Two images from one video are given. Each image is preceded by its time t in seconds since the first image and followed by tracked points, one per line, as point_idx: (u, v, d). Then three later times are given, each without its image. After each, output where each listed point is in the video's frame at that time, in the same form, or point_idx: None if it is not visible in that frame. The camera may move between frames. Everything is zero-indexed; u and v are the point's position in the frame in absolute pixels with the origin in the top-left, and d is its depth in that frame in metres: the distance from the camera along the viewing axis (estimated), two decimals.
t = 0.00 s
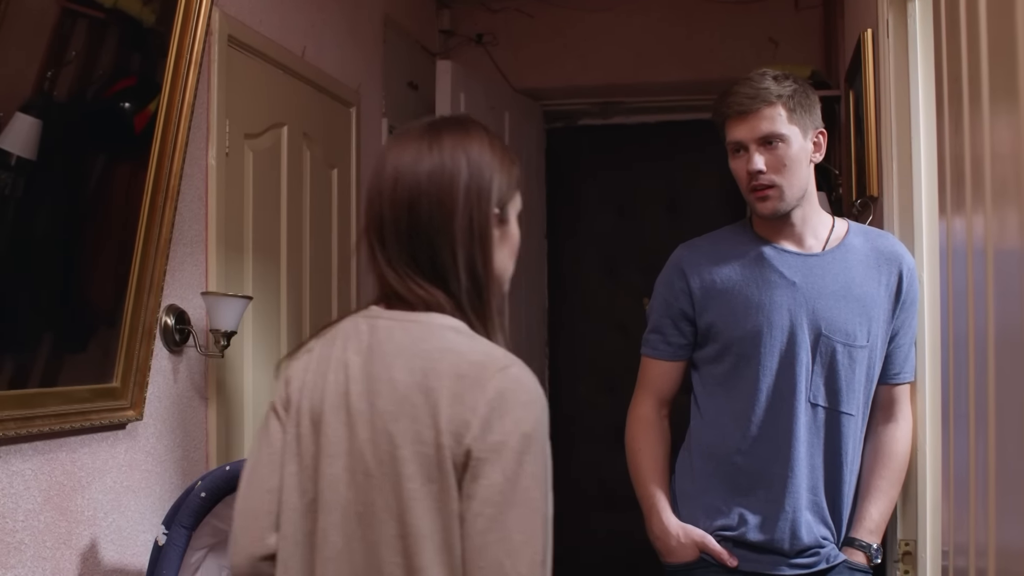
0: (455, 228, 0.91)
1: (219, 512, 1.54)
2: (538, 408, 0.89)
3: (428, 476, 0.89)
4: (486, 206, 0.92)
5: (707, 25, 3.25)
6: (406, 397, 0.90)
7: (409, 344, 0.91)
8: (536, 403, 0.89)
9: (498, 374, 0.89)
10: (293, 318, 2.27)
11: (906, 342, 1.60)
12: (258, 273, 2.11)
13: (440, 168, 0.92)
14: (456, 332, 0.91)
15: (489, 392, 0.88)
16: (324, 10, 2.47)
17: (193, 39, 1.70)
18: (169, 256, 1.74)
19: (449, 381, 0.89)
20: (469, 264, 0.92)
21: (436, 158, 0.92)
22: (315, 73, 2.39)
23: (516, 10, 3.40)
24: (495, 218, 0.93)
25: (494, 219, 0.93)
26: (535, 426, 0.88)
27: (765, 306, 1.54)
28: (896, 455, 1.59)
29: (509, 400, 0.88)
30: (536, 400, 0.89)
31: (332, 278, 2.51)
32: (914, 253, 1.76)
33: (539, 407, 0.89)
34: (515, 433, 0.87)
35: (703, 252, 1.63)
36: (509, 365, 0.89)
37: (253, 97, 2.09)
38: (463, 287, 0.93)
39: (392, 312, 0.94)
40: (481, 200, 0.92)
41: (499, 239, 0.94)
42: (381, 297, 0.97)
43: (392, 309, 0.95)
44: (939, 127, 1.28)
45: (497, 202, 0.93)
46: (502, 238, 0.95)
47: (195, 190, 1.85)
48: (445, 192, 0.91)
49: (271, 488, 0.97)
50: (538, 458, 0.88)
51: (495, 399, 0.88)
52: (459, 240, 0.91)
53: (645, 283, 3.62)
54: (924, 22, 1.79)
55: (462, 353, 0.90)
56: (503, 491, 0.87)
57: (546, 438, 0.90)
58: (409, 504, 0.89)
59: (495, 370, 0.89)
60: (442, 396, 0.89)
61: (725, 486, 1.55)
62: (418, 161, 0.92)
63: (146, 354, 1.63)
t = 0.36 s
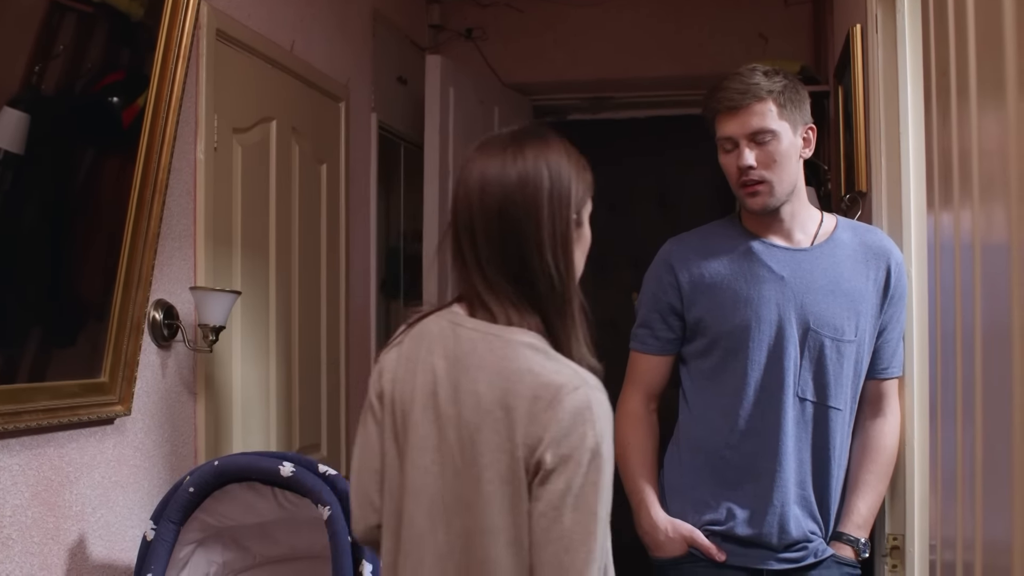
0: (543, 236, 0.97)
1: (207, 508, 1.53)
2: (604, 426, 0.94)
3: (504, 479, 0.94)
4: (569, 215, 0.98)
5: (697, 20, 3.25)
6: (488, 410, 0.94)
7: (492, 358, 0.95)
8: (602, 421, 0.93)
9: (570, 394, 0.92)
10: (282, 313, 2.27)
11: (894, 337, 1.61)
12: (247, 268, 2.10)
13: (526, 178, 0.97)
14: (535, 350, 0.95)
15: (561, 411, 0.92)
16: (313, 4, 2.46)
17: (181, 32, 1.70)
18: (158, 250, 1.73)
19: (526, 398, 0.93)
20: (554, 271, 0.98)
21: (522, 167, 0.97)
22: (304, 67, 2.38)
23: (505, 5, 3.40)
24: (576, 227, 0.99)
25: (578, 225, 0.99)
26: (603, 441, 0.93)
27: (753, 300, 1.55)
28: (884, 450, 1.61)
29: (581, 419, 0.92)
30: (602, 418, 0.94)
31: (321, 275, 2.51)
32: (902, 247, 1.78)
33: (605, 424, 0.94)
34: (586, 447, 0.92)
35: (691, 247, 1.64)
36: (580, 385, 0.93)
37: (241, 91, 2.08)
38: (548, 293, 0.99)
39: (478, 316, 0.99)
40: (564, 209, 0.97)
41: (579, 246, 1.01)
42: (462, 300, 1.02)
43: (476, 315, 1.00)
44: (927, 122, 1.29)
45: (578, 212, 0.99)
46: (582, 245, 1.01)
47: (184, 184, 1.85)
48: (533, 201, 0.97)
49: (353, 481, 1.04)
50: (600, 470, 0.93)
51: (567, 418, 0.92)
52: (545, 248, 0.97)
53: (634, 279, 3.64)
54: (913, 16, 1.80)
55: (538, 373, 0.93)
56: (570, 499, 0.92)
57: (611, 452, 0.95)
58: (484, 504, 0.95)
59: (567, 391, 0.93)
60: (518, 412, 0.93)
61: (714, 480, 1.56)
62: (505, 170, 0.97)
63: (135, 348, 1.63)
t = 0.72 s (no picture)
0: (556, 234, 1.19)
1: (197, 503, 1.53)
2: (615, 400, 1.15)
3: (525, 453, 1.17)
4: (579, 215, 1.20)
5: (688, 16, 3.26)
6: (511, 389, 1.16)
7: (514, 342, 1.18)
8: (613, 397, 1.15)
9: (583, 375, 1.14)
10: (273, 308, 2.27)
11: (883, 332, 1.62)
12: (238, 263, 2.10)
13: (544, 183, 1.19)
14: (551, 333, 1.17)
15: (575, 390, 1.14)
16: None
17: (171, 27, 1.69)
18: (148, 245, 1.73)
19: (545, 379, 1.15)
20: (568, 263, 1.20)
21: (542, 176, 1.20)
22: (295, 62, 2.38)
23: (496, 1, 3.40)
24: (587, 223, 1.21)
25: (590, 227, 1.21)
26: (612, 419, 1.14)
27: (743, 295, 1.56)
28: (874, 445, 1.62)
29: (596, 396, 1.14)
30: (613, 394, 1.15)
31: (312, 270, 2.51)
32: (894, 243, 1.78)
33: (615, 399, 1.15)
34: (600, 424, 1.14)
35: (681, 243, 1.66)
36: (592, 366, 1.14)
37: (232, 86, 2.07)
38: (562, 283, 1.21)
39: (505, 305, 1.23)
40: (576, 209, 1.20)
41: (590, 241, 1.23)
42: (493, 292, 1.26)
43: (501, 305, 1.23)
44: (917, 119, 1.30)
45: (588, 211, 1.21)
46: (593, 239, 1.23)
47: (174, 179, 1.84)
48: (549, 206, 1.19)
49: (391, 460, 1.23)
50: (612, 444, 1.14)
51: (579, 397, 1.13)
52: (559, 244, 1.19)
53: (625, 274, 3.65)
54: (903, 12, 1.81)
55: (555, 355, 1.15)
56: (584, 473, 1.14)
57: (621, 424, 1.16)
58: (509, 476, 1.17)
59: (580, 372, 1.14)
60: (538, 391, 1.15)
61: (704, 475, 1.57)
62: (523, 179, 1.20)
63: (125, 344, 1.62)
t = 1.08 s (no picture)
0: (523, 230, 1.32)
1: (191, 499, 1.53)
2: (557, 383, 1.25)
3: (479, 431, 1.28)
4: (547, 211, 1.32)
5: (682, 12, 3.26)
6: (470, 372, 1.29)
7: (480, 329, 1.30)
8: (554, 380, 1.25)
9: (526, 358, 1.25)
10: (267, 304, 2.27)
11: (877, 329, 1.63)
12: (231, 259, 2.09)
13: (515, 182, 1.32)
14: (510, 320, 1.29)
15: (520, 371, 1.25)
16: None
17: (165, 23, 1.69)
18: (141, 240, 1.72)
19: (495, 361, 1.27)
20: (535, 256, 1.32)
21: (512, 175, 1.33)
22: (289, 58, 2.37)
23: None
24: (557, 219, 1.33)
25: (556, 222, 1.32)
26: (551, 398, 1.24)
27: (739, 289, 1.56)
28: (867, 442, 1.63)
29: (535, 378, 1.25)
30: (555, 377, 1.25)
31: (307, 266, 2.50)
32: (887, 239, 1.79)
33: (558, 381, 1.25)
34: (539, 405, 1.24)
35: (678, 234, 1.66)
36: (536, 351, 1.26)
37: (225, 82, 2.07)
38: (531, 274, 1.33)
39: (485, 297, 1.36)
40: (543, 206, 1.32)
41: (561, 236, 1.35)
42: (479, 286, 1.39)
43: (484, 296, 1.37)
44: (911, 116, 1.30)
45: (557, 207, 1.33)
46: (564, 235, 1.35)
47: (168, 174, 1.84)
48: (515, 204, 1.32)
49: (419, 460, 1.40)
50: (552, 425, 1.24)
51: (523, 378, 1.25)
52: (525, 239, 1.32)
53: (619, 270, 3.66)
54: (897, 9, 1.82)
55: (507, 340, 1.27)
56: (527, 449, 1.25)
57: (565, 406, 1.26)
58: (467, 452, 1.29)
59: (524, 355, 1.26)
60: (489, 372, 1.27)
61: (696, 469, 1.58)
62: (496, 181, 1.34)
63: (118, 340, 1.62)
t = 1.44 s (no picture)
0: (487, 228, 1.52)
1: (186, 496, 1.53)
2: (511, 371, 1.40)
3: (449, 421, 1.45)
4: (511, 211, 1.51)
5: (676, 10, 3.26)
6: (444, 363, 1.48)
7: (455, 322, 1.49)
8: (508, 368, 1.40)
9: (485, 348, 1.41)
10: (262, 302, 2.27)
11: (872, 328, 1.64)
12: (226, 255, 2.09)
13: (483, 185, 1.52)
14: (478, 312, 1.47)
15: (479, 361, 1.41)
16: None
17: (159, 21, 1.69)
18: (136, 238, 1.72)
19: (461, 353, 1.44)
20: (497, 251, 1.52)
21: (481, 176, 1.53)
22: (284, 55, 2.37)
23: None
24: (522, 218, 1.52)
25: (518, 219, 1.51)
26: (505, 385, 1.39)
27: (738, 283, 1.56)
28: (861, 441, 1.63)
29: (491, 368, 1.40)
30: (509, 366, 1.40)
31: (302, 263, 2.50)
32: (882, 236, 1.80)
33: (512, 369, 1.40)
34: (495, 392, 1.39)
35: (679, 221, 1.65)
36: (493, 342, 1.41)
37: (220, 79, 2.07)
38: (495, 268, 1.52)
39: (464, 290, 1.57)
40: (508, 207, 1.51)
41: (528, 234, 1.54)
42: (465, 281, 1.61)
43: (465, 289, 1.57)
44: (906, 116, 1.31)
45: (522, 207, 1.52)
46: (531, 233, 1.54)
47: (162, 171, 1.83)
48: (483, 205, 1.52)
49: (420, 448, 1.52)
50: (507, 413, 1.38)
51: (480, 368, 1.41)
52: (489, 236, 1.51)
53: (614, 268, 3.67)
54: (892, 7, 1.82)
55: (471, 333, 1.44)
56: (487, 434, 1.39)
57: (521, 393, 1.40)
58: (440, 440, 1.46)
59: (483, 346, 1.41)
60: (457, 364, 1.44)
61: (689, 463, 1.58)
62: (470, 184, 1.54)
63: (112, 338, 1.61)
